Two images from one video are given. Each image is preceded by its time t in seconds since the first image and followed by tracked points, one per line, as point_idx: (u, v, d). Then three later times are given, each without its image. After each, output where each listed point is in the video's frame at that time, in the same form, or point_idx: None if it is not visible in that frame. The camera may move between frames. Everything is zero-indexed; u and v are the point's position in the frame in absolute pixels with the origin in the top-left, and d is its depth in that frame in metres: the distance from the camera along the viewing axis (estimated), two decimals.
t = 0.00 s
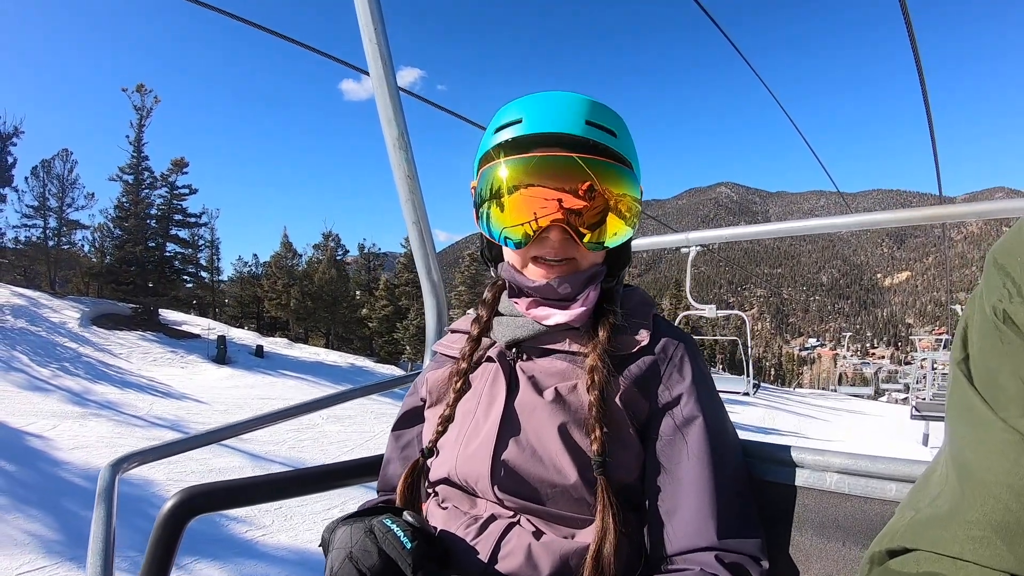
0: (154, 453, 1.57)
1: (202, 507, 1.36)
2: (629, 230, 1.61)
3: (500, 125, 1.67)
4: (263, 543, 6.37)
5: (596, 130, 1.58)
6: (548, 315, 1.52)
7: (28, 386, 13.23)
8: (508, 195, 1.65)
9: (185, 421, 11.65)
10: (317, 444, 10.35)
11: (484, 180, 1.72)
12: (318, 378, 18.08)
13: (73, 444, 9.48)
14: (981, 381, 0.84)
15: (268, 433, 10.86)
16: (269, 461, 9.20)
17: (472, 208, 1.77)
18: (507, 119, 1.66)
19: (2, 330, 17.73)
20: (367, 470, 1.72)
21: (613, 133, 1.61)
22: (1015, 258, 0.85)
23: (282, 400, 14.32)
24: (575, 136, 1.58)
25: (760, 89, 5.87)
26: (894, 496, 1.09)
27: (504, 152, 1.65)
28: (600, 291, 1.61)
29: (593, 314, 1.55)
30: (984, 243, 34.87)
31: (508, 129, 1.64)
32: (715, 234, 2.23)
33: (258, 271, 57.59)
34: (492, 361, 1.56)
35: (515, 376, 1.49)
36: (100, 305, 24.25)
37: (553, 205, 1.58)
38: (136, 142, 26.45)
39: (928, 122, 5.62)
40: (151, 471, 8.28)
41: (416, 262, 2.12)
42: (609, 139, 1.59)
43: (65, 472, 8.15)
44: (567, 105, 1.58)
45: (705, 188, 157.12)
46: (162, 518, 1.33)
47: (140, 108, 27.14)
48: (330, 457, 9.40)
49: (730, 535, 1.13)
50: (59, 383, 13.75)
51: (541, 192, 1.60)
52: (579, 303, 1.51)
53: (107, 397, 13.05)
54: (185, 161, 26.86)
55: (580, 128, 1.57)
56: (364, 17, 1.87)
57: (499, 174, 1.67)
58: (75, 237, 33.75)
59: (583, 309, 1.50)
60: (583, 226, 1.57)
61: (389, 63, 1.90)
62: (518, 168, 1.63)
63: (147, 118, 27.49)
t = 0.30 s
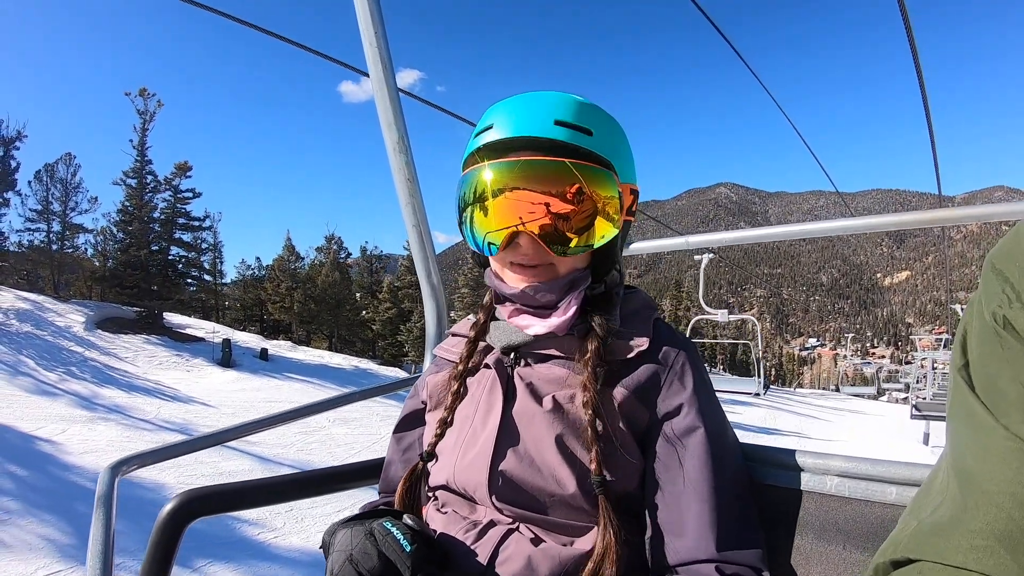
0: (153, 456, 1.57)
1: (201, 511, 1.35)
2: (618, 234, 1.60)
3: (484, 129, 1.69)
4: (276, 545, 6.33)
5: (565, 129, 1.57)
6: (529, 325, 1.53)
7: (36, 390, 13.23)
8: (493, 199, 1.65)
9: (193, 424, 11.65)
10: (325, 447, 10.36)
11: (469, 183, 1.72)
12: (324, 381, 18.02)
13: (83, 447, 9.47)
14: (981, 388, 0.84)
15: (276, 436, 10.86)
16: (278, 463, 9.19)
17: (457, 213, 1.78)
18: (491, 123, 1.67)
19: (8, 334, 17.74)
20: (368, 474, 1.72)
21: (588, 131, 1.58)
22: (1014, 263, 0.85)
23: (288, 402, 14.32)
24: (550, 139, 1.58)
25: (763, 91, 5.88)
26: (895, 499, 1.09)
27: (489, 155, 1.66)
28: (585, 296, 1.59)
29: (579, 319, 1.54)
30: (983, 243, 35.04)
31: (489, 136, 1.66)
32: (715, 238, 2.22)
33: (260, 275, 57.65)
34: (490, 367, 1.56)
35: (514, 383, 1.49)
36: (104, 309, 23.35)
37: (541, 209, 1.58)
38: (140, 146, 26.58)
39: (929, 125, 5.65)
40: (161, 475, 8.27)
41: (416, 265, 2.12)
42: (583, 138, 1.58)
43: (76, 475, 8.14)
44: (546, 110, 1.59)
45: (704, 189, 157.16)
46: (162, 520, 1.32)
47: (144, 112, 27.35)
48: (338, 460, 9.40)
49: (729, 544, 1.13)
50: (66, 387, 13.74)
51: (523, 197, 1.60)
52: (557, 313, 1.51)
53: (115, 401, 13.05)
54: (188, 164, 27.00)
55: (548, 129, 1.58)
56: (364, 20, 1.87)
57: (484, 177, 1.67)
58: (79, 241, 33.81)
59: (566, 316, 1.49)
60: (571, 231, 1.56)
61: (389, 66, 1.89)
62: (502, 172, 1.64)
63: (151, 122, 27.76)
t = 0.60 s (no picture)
0: (155, 458, 1.58)
1: (201, 513, 1.35)
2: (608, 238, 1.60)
3: (476, 133, 1.69)
4: (289, 546, 6.34)
5: (543, 130, 1.58)
6: (522, 331, 1.54)
7: (44, 393, 13.24)
8: (486, 201, 1.65)
9: (202, 427, 11.67)
10: (334, 448, 10.36)
11: (463, 187, 1.72)
12: (330, 383, 18.02)
13: (93, 451, 9.48)
14: (980, 390, 0.84)
15: (283, 438, 10.87)
16: (287, 465, 9.21)
17: (451, 216, 1.78)
18: (482, 127, 1.68)
19: (15, 338, 17.75)
20: (372, 476, 1.72)
21: (566, 129, 1.58)
22: (1013, 265, 0.85)
23: (294, 404, 14.35)
24: (536, 140, 1.58)
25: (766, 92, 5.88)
26: (894, 504, 1.09)
27: (482, 159, 1.66)
28: (580, 298, 1.59)
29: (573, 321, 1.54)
30: (982, 242, 35.15)
31: (478, 141, 1.67)
32: (714, 241, 2.21)
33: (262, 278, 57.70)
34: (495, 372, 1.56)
35: (519, 390, 1.49)
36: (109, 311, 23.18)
37: (536, 213, 1.57)
38: (144, 150, 26.67)
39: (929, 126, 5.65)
40: (172, 477, 8.28)
41: (417, 268, 2.12)
42: (562, 136, 1.57)
43: (86, 479, 8.15)
44: (532, 113, 1.61)
45: (704, 189, 157.19)
46: (162, 522, 1.33)
47: (148, 115, 27.44)
48: (346, 461, 9.42)
49: (734, 554, 1.12)
50: (75, 391, 13.75)
51: (512, 200, 1.60)
52: (549, 319, 1.50)
53: (123, 404, 13.07)
54: (192, 168, 27.10)
55: (527, 132, 1.59)
56: (365, 23, 1.87)
57: (478, 181, 1.67)
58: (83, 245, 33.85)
59: (557, 322, 1.48)
60: (565, 233, 1.55)
61: (390, 69, 1.90)
62: (495, 175, 1.63)
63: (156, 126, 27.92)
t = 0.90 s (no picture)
0: (155, 460, 1.58)
1: (200, 516, 1.35)
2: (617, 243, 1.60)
3: (491, 137, 1.71)
4: (302, 546, 6.34)
5: (558, 134, 1.59)
6: (528, 329, 1.54)
7: (52, 397, 13.25)
8: (498, 205, 1.65)
9: (210, 429, 11.69)
10: (341, 450, 10.37)
11: (475, 190, 1.72)
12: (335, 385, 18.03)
13: (103, 454, 9.49)
14: (977, 395, 0.84)
15: (291, 440, 10.87)
16: (296, 467, 9.21)
17: (462, 218, 1.77)
18: (498, 131, 1.70)
19: (22, 342, 17.77)
20: (374, 476, 1.73)
21: (581, 134, 1.59)
22: (1008, 272, 0.86)
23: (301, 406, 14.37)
24: (551, 144, 1.59)
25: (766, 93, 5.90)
26: (894, 507, 1.09)
27: (496, 162, 1.67)
28: (587, 299, 1.59)
29: (579, 320, 1.54)
30: (982, 241, 35.20)
31: (495, 144, 1.69)
32: (716, 245, 2.19)
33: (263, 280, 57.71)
34: (497, 372, 1.56)
35: (520, 389, 1.50)
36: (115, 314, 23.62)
37: (547, 216, 1.57)
38: (149, 153, 26.71)
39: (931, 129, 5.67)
40: (182, 480, 8.29)
41: (416, 269, 2.12)
42: (577, 141, 1.59)
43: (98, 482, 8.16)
44: (548, 117, 1.62)
45: (705, 189, 157.13)
46: (161, 527, 1.33)
47: (152, 118, 27.47)
48: (356, 462, 9.43)
49: (736, 560, 1.12)
50: (82, 394, 13.75)
51: (525, 200, 1.60)
52: (559, 319, 1.49)
53: (131, 407, 13.07)
54: (196, 170, 27.16)
55: (544, 135, 1.60)
56: (366, 23, 1.87)
57: (491, 183, 1.67)
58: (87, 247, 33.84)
59: (565, 323, 1.48)
60: (574, 236, 1.55)
61: (389, 71, 1.90)
62: (507, 177, 1.64)
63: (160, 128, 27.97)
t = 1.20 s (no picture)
0: (156, 463, 1.58)
1: (200, 520, 1.35)
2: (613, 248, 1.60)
3: (488, 145, 1.71)
4: (313, 546, 6.37)
5: (556, 140, 1.59)
6: (526, 332, 1.54)
7: (59, 400, 13.26)
8: (497, 211, 1.65)
9: (218, 432, 11.69)
10: (349, 451, 10.37)
11: (474, 196, 1.72)
12: (339, 387, 18.04)
13: (113, 457, 9.50)
14: (972, 403, 0.84)
15: (298, 442, 10.87)
16: (305, 468, 9.23)
17: (460, 224, 1.78)
18: (495, 138, 1.70)
19: (28, 345, 17.78)
20: (374, 481, 1.72)
21: (576, 141, 1.59)
22: (1004, 283, 0.86)
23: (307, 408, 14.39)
24: (547, 150, 1.59)
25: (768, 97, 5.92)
26: (894, 512, 1.09)
27: (495, 168, 1.67)
28: (584, 302, 1.59)
29: (577, 324, 1.54)
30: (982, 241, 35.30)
31: (493, 150, 1.69)
32: (712, 251, 2.18)
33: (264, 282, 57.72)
34: (496, 376, 1.56)
35: (518, 392, 1.50)
36: (119, 317, 23.78)
37: (544, 222, 1.57)
38: (153, 156, 26.74)
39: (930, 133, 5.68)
40: (192, 482, 8.30)
41: (416, 273, 2.12)
42: (572, 147, 1.59)
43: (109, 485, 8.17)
44: (545, 124, 1.62)
45: (705, 189, 157.13)
46: (162, 530, 1.32)
47: (156, 121, 27.49)
48: (364, 464, 9.44)
49: (733, 564, 1.11)
50: (90, 397, 13.76)
51: (522, 206, 1.61)
52: (556, 321, 1.50)
53: (139, 410, 13.08)
54: (200, 173, 27.21)
55: (540, 141, 1.61)
56: (368, 26, 1.87)
57: (488, 190, 1.68)
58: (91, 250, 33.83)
59: (562, 325, 1.48)
60: (570, 242, 1.55)
61: (391, 74, 1.90)
62: (505, 184, 1.64)
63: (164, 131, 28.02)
